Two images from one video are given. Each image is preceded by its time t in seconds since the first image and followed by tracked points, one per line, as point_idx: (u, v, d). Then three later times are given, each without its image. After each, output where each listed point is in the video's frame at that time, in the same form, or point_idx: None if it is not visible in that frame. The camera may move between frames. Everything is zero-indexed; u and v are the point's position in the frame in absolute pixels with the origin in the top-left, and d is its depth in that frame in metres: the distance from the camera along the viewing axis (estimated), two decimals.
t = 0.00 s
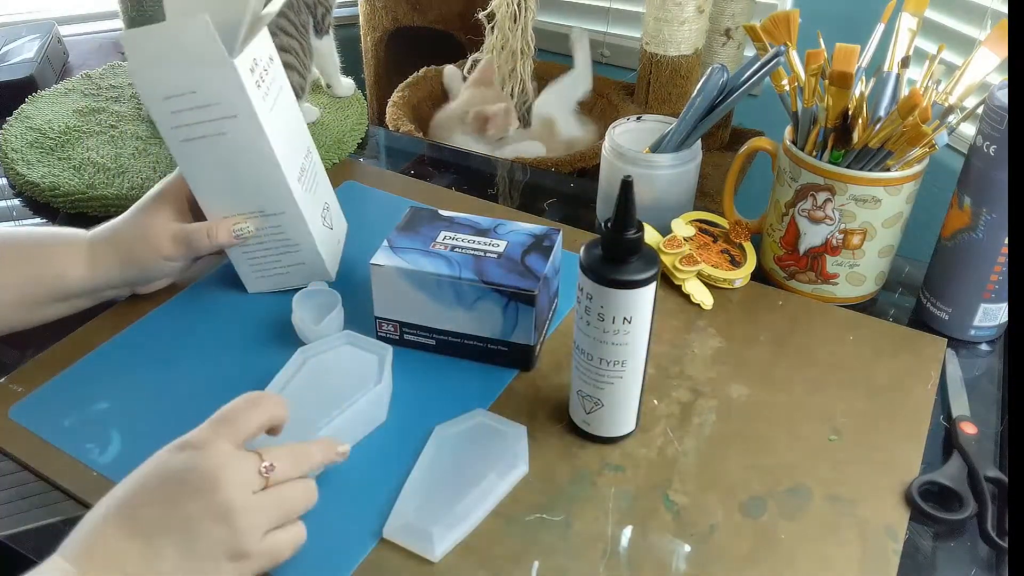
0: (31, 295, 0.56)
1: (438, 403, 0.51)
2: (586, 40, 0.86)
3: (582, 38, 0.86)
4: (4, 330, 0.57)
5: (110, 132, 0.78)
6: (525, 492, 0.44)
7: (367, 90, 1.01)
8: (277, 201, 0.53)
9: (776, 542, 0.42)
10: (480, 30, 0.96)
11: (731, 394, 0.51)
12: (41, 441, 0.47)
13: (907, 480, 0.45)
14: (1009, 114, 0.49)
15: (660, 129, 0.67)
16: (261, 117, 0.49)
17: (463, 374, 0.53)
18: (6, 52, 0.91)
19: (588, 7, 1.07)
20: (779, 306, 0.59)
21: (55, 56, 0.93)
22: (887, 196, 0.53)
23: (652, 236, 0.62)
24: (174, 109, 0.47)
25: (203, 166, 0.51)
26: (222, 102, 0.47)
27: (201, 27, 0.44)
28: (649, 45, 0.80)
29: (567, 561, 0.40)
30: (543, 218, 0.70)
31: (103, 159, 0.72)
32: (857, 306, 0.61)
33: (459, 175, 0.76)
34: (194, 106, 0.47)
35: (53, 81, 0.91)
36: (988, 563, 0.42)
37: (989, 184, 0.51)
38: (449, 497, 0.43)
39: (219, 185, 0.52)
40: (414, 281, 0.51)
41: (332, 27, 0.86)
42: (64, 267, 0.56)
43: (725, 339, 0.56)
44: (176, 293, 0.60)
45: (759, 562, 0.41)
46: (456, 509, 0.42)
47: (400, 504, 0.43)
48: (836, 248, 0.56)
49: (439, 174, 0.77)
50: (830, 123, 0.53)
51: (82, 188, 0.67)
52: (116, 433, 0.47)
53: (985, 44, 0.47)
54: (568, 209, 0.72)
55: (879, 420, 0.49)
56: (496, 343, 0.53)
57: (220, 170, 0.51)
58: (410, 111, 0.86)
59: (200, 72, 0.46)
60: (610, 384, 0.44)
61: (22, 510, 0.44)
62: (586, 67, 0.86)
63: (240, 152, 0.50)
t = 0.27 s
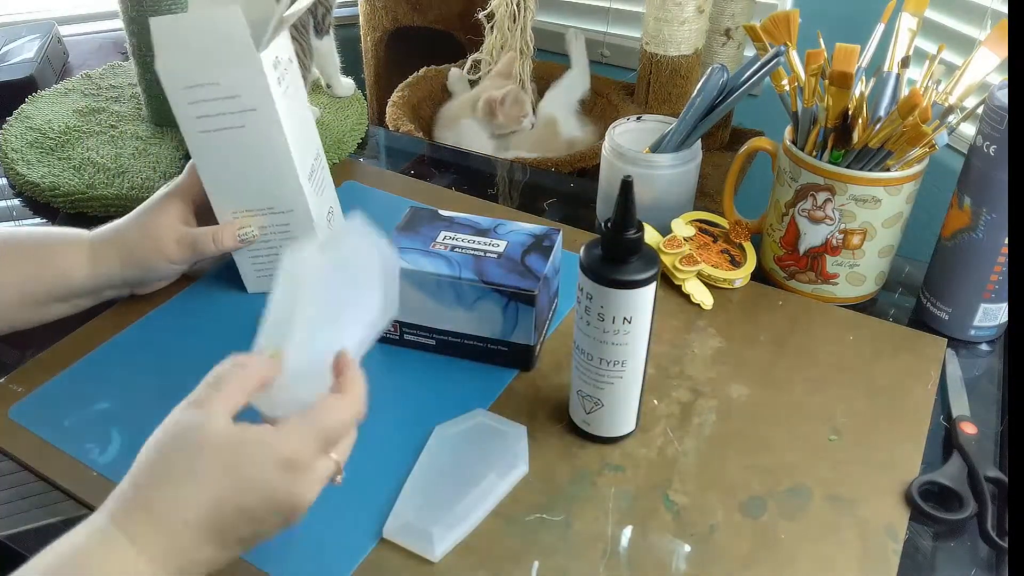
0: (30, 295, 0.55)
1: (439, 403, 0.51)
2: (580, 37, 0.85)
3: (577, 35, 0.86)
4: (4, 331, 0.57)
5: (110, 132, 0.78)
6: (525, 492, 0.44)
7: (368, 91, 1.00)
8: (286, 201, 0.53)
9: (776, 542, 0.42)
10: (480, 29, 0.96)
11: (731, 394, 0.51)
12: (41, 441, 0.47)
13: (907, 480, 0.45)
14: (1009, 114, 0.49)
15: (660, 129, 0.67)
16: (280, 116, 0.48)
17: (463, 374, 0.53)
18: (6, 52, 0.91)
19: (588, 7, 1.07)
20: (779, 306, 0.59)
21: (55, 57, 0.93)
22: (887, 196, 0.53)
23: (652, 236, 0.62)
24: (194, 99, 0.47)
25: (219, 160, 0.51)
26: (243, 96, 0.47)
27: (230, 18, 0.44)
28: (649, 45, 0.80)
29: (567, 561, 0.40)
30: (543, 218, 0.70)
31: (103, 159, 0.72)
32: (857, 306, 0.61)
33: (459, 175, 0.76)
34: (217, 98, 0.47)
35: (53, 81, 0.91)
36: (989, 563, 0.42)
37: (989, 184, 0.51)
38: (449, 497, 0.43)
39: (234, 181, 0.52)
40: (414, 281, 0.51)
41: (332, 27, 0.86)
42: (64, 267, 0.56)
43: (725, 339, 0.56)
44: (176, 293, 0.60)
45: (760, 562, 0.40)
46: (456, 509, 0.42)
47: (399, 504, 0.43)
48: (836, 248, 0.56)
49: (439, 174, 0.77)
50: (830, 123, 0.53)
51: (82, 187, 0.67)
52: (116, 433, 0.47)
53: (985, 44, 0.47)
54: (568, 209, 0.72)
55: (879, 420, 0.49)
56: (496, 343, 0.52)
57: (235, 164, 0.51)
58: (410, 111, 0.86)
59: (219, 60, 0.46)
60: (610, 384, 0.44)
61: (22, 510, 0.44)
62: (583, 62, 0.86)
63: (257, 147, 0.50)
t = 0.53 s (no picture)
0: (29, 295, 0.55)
1: (439, 404, 0.51)
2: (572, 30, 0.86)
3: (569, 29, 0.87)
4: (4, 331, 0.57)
5: (110, 132, 0.78)
6: (525, 492, 0.44)
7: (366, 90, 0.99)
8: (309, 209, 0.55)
9: (776, 542, 0.42)
10: (480, 30, 0.96)
11: (731, 394, 0.51)
12: (41, 442, 0.47)
13: (907, 480, 0.45)
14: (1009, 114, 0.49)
15: (660, 129, 0.67)
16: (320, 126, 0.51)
17: (463, 375, 0.53)
18: (6, 52, 0.91)
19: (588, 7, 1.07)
20: (779, 307, 0.59)
21: (55, 56, 0.93)
22: (887, 196, 0.53)
23: (652, 236, 0.62)
24: (237, 98, 0.50)
25: (250, 160, 0.53)
26: (287, 101, 0.50)
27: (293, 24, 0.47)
28: (649, 45, 0.80)
29: (567, 561, 0.40)
30: (543, 218, 0.70)
31: (103, 159, 0.72)
32: (857, 306, 0.61)
33: (459, 175, 0.76)
34: (259, 101, 0.50)
35: (53, 81, 0.91)
36: (989, 563, 0.42)
37: (990, 184, 0.51)
38: (448, 498, 0.43)
39: (262, 184, 0.54)
40: (415, 281, 0.51)
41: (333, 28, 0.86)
42: (64, 267, 0.56)
43: (725, 339, 0.56)
44: (175, 293, 0.60)
45: (760, 562, 0.41)
46: (456, 509, 0.42)
47: (400, 505, 0.43)
48: (836, 248, 0.56)
49: (439, 174, 0.77)
50: (830, 123, 0.53)
51: (82, 187, 0.67)
52: (116, 433, 0.47)
53: (985, 44, 0.47)
54: (568, 209, 0.72)
55: (879, 420, 0.49)
56: (496, 343, 0.52)
57: (265, 166, 0.53)
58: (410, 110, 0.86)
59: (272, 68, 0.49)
60: (610, 384, 0.44)
61: (22, 510, 0.44)
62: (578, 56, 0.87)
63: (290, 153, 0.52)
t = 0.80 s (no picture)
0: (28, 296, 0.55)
1: (440, 404, 0.51)
2: (569, 32, 0.87)
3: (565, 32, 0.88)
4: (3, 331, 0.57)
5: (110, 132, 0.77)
6: (525, 492, 0.44)
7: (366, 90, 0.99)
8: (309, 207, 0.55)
9: (776, 542, 0.42)
10: (480, 30, 0.95)
11: (731, 394, 0.51)
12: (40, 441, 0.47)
13: (907, 480, 0.45)
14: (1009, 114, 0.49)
15: (660, 129, 0.67)
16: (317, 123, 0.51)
17: (463, 374, 0.53)
18: (7, 52, 0.91)
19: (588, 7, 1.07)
20: (779, 306, 0.59)
21: (55, 56, 0.93)
22: (887, 196, 0.53)
23: (652, 236, 0.62)
24: (236, 99, 0.50)
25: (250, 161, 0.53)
26: (285, 101, 0.50)
27: (289, 24, 0.48)
28: (649, 45, 0.80)
29: (567, 561, 0.40)
30: (543, 218, 0.70)
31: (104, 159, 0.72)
32: (857, 306, 0.61)
33: (459, 175, 0.76)
34: (258, 101, 0.50)
35: (53, 81, 0.91)
36: (989, 563, 0.42)
37: (990, 184, 0.51)
38: (449, 497, 0.43)
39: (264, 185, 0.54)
40: (415, 281, 0.51)
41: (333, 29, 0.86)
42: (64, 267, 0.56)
43: (725, 339, 0.56)
44: (174, 293, 0.60)
45: (760, 562, 0.41)
46: (456, 508, 0.42)
47: (400, 505, 0.43)
48: (836, 248, 0.56)
49: (439, 174, 0.77)
50: (830, 123, 0.53)
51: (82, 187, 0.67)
52: (116, 433, 0.47)
53: (985, 44, 0.47)
54: (568, 209, 0.72)
55: (879, 419, 0.49)
56: (496, 343, 0.52)
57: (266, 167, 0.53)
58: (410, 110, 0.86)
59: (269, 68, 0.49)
60: (611, 384, 0.44)
61: (21, 510, 0.44)
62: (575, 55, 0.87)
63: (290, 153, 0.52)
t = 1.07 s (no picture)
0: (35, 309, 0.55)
1: (441, 404, 0.50)
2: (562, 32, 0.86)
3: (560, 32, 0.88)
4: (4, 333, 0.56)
5: (110, 132, 0.77)
6: (524, 492, 0.44)
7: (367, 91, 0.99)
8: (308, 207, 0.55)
9: (777, 543, 0.42)
10: (480, 30, 0.95)
11: (731, 394, 0.51)
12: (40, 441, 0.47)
13: (907, 480, 0.45)
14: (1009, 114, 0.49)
15: (660, 129, 0.67)
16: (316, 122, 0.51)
17: (463, 375, 0.53)
18: (7, 52, 0.91)
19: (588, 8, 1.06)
20: (779, 306, 0.59)
21: (55, 56, 0.93)
22: (887, 196, 0.53)
23: (652, 236, 0.62)
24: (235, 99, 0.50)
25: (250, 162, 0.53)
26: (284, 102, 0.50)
27: (286, 24, 0.48)
28: (649, 45, 0.80)
29: (567, 561, 0.40)
30: (543, 218, 0.70)
31: (104, 159, 0.72)
32: (857, 306, 0.61)
33: (459, 175, 0.76)
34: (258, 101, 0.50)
35: (53, 81, 0.91)
36: (989, 564, 0.42)
37: (989, 184, 0.51)
38: (449, 497, 0.43)
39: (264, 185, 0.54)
40: (415, 281, 0.51)
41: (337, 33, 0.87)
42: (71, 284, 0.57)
43: (725, 339, 0.56)
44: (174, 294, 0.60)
45: (760, 562, 0.41)
46: (456, 509, 0.42)
47: (399, 504, 0.43)
48: (836, 248, 0.56)
49: (439, 174, 0.77)
50: (830, 123, 0.53)
51: (82, 187, 0.67)
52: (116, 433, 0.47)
53: (985, 44, 0.47)
54: (568, 209, 0.72)
55: (879, 420, 0.49)
56: (496, 343, 0.52)
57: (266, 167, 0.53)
58: (410, 110, 0.86)
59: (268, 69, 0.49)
60: (610, 384, 0.44)
61: (21, 510, 0.44)
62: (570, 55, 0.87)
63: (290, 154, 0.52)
